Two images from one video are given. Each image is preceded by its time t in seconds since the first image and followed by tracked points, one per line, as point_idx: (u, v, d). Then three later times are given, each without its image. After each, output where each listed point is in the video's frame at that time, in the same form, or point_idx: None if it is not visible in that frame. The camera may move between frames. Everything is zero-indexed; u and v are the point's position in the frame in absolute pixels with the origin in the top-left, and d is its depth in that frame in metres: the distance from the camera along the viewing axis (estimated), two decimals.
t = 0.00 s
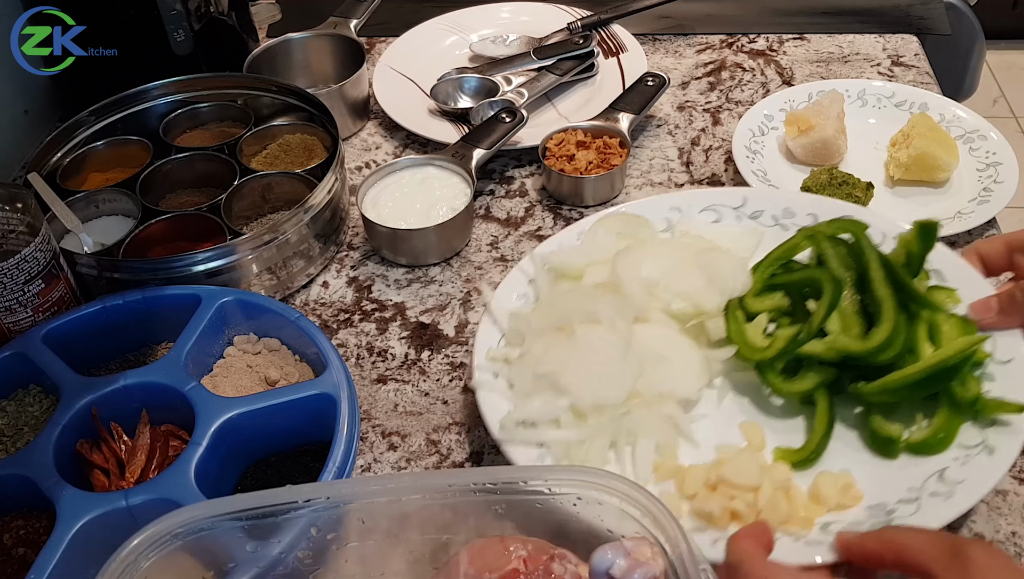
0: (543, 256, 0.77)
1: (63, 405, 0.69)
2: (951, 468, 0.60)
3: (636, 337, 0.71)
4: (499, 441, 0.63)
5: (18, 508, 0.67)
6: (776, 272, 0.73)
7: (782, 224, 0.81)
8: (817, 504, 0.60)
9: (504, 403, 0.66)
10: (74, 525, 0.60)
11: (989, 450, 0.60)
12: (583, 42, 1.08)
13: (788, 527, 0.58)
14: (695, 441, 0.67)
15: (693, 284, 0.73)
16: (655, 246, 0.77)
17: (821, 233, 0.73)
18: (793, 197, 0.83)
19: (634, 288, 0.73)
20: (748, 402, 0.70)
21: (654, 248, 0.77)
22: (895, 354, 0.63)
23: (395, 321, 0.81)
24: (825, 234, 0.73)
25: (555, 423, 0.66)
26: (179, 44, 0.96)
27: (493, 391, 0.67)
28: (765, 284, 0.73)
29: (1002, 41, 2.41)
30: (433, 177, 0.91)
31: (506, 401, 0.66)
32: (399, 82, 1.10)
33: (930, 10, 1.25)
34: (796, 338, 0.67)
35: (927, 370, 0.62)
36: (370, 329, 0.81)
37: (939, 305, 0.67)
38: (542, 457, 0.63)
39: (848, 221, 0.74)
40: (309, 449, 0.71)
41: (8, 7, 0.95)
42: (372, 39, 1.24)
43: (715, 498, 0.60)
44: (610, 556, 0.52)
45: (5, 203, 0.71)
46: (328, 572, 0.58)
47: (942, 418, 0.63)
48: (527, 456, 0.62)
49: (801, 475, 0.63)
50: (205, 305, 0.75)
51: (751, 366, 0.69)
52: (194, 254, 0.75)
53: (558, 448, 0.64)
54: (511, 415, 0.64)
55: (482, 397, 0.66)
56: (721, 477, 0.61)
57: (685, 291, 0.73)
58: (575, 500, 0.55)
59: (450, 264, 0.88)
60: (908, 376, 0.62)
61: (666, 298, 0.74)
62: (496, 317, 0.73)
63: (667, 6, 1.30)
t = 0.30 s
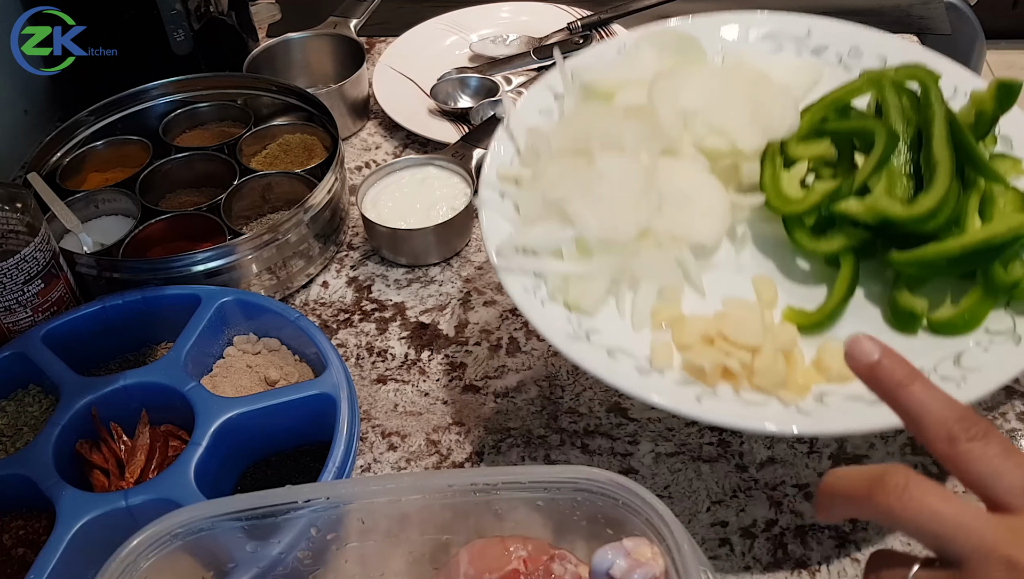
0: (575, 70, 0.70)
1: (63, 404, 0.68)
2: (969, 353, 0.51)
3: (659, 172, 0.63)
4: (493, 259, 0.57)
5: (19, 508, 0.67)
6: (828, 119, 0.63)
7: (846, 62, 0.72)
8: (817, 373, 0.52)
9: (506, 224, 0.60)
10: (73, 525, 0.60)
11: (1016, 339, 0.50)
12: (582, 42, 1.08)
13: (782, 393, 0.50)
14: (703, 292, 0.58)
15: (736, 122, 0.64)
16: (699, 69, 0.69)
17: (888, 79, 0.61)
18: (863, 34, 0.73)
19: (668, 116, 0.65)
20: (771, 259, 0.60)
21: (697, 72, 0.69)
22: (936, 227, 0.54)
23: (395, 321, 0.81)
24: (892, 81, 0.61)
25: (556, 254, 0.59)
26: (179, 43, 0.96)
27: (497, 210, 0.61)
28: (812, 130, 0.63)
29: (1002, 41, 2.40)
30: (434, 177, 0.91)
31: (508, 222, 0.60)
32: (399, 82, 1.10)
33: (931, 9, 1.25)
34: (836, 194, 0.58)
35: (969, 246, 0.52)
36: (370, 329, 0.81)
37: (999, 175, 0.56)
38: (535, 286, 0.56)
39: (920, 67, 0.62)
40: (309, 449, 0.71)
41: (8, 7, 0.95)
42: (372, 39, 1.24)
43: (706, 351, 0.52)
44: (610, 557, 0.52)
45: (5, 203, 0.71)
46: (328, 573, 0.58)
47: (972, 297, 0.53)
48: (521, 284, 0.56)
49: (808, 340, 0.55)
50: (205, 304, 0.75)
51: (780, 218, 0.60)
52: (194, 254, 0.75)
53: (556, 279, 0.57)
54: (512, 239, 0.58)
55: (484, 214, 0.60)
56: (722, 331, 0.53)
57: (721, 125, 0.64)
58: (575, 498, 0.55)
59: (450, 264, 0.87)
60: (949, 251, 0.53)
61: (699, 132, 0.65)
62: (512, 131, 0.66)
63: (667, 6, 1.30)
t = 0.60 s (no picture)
0: None
1: (63, 404, 0.68)
2: (970, 278, 0.46)
3: (652, 78, 0.58)
4: (466, 145, 0.55)
5: (19, 508, 0.67)
6: (835, 48, 0.58)
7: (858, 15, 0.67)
8: (802, 283, 0.48)
9: (485, 117, 0.58)
10: (73, 525, 0.59)
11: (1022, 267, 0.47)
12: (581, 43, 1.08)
13: (761, 295, 0.46)
14: (687, 202, 0.55)
15: (737, 44, 0.60)
16: None
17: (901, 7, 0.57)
18: None
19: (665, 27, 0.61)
20: (765, 179, 0.57)
21: None
22: (942, 143, 0.50)
23: (395, 321, 0.81)
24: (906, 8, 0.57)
25: (533, 148, 0.56)
26: (179, 43, 0.96)
27: (477, 103, 0.59)
28: (816, 60, 0.58)
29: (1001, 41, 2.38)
30: (433, 177, 0.91)
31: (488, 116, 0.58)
32: (399, 82, 1.10)
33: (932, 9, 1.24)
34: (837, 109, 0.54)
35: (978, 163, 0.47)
36: (370, 329, 0.80)
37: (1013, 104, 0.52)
38: (508, 176, 0.54)
39: None
40: (309, 449, 0.71)
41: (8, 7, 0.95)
42: (372, 39, 1.23)
43: (684, 248, 0.48)
44: (610, 557, 0.52)
45: (5, 203, 0.71)
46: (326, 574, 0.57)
47: (978, 225, 0.49)
48: (493, 171, 0.53)
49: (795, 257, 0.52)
50: (205, 304, 0.75)
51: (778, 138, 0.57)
52: (194, 254, 0.75)
53: (530, 172, 0.54)
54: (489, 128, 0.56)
55: (461, 105, 0.58)
56: (703, 232, 0.50)
57: (722, 46, 0.60)
58: (575, 498, 0.55)
59: (450, 264, 0.87)
60: (955, 167, 0.48)
61: (699, 51, 0.60)
62: (505, 39, 0.64)
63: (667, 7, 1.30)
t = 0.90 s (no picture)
0: None
1: (63, 404, 0.68)
2: (970, 266, 0.47)
3: (652, 56, 0.58)
4: (462, 124, 0.56)
5: (19, 508, 0.67)
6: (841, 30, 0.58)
7: None
8: (798, 269, 0.48)
9: (484, 96, 0.59)
10: (73, 525, 0.59)
11: None
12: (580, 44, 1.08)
13: (755, 282, 0.46)
14: (685, 183, 0.56)
15: (741, 21, 0.59)
16: None
17: None
18: None
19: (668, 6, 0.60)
20: (766, 163, 0.57)
21: None
22: (946, 128, 0.50)
23: (395, 321, 0.81)
24: None
25: (531, 127, 0.56)
26: (179, 43, 0.96)
27: (476, 81, 0.60)
28: (823, 40, 0.58)
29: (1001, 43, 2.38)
30: (433, 177, 0.91)
31: (487, 95, 0.59)
32: (400, 82, 1.10)
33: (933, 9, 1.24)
34: (841, 91, 0.54)
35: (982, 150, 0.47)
36: (370, 329, 0.80)
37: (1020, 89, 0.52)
38: (505, 155, 0.54)
39: None
40: (309, 449, 0.71)
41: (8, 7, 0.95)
42: (372, 39, 1.23)
43: (679, 232, 0.49)
44: (610, 557, 0.52)
45: (5, 203, 0.71)
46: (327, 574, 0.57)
47: (980, 212, 0.49)
48: (489, 149, 0.54)
49: (793, 242, 0.52)
50: (204, 304, 0.75)
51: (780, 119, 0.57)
52: (194, 254, 0.75)
53: (526, 152, 0.54)
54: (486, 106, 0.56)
55: (460, 82, 0.59)
56: (699, 217, 0.50)
57: (725, 23, 0.59)
58: (575, 497, 0.55)
59: (450, 264, 0.87)
60: (959, 153, 0.48)
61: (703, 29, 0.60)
62: (506, 13, 0.65)
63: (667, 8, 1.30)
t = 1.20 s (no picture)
0: None
1: (63, 404, 0.68)
2: (969, 270, 0.46)
3: (647, 64, 0.58)
4: (457, 134, 0.56)
5: (18, 508, 0.67)
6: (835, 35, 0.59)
7: None
8: (796, 277, 0.48)
9: (479, 106, 0.59)
10: (73, 525, 0.59)
11: None
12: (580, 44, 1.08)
13: (753, 289, 0.47)
14: (682, 191, 0.56)
15: (735, 28, 0.60)
16: None
17: None
18: None
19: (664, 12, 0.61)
20: (762, 169, 0.57)
21: None
22: (940, 132, 0.50)
23: (395, 321, 0.81)
24: None
25: (526, 137, 0.56)
26: (179, 43, 0.96)
27: (471, 92, 0.60)
28: (817, 46, 0.59)
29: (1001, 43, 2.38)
30: (434, 177, 0.91)
31: (482, 106, 0.59)
32: (400, 82, 1.10)
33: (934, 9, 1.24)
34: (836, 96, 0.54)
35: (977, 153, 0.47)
36: (370, 329, 0.80)
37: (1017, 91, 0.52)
38: (501, 166, 0.54)
39: None
40: (309, 449, 0.71)
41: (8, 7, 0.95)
42: (372, 39, 1.23)
43: (676, 240, 0.49)
44: (610, 557, 0.52)
45: (5, 203, 0.71)
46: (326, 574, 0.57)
47: (978, 216, 0.49)
48: (484, 159, 0.54)
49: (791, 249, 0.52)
50: (204, 304, 0.75)
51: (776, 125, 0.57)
52: (194, 254, 0.75)
53: (522, 162, 0.54)
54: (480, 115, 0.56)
55: (455, 93, 0.59)
56: (696, 225, 0.51)
57: (720, 31, 0.60)
58: (575, 497, 0.55)
59: (450, 264, 0.87)
60: (955, 157, 0.48)
61: (698, 37, 0.61)
62: (500, 24, 0.66)
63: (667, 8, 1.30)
